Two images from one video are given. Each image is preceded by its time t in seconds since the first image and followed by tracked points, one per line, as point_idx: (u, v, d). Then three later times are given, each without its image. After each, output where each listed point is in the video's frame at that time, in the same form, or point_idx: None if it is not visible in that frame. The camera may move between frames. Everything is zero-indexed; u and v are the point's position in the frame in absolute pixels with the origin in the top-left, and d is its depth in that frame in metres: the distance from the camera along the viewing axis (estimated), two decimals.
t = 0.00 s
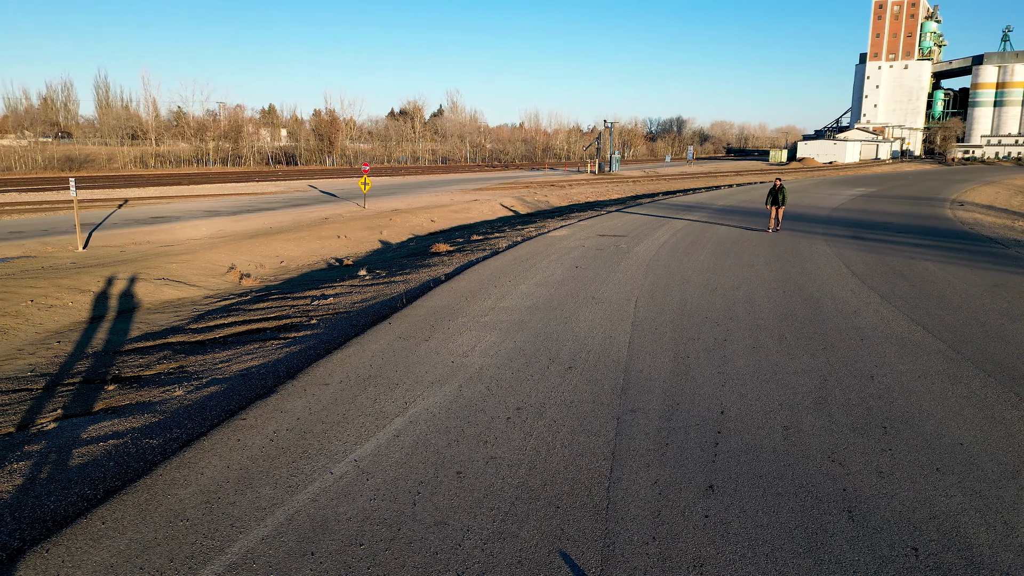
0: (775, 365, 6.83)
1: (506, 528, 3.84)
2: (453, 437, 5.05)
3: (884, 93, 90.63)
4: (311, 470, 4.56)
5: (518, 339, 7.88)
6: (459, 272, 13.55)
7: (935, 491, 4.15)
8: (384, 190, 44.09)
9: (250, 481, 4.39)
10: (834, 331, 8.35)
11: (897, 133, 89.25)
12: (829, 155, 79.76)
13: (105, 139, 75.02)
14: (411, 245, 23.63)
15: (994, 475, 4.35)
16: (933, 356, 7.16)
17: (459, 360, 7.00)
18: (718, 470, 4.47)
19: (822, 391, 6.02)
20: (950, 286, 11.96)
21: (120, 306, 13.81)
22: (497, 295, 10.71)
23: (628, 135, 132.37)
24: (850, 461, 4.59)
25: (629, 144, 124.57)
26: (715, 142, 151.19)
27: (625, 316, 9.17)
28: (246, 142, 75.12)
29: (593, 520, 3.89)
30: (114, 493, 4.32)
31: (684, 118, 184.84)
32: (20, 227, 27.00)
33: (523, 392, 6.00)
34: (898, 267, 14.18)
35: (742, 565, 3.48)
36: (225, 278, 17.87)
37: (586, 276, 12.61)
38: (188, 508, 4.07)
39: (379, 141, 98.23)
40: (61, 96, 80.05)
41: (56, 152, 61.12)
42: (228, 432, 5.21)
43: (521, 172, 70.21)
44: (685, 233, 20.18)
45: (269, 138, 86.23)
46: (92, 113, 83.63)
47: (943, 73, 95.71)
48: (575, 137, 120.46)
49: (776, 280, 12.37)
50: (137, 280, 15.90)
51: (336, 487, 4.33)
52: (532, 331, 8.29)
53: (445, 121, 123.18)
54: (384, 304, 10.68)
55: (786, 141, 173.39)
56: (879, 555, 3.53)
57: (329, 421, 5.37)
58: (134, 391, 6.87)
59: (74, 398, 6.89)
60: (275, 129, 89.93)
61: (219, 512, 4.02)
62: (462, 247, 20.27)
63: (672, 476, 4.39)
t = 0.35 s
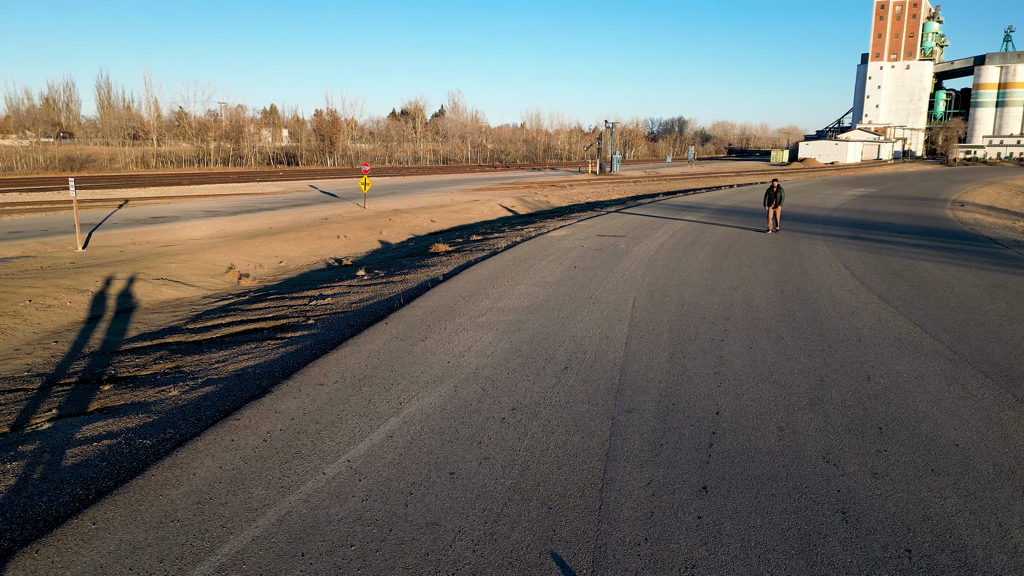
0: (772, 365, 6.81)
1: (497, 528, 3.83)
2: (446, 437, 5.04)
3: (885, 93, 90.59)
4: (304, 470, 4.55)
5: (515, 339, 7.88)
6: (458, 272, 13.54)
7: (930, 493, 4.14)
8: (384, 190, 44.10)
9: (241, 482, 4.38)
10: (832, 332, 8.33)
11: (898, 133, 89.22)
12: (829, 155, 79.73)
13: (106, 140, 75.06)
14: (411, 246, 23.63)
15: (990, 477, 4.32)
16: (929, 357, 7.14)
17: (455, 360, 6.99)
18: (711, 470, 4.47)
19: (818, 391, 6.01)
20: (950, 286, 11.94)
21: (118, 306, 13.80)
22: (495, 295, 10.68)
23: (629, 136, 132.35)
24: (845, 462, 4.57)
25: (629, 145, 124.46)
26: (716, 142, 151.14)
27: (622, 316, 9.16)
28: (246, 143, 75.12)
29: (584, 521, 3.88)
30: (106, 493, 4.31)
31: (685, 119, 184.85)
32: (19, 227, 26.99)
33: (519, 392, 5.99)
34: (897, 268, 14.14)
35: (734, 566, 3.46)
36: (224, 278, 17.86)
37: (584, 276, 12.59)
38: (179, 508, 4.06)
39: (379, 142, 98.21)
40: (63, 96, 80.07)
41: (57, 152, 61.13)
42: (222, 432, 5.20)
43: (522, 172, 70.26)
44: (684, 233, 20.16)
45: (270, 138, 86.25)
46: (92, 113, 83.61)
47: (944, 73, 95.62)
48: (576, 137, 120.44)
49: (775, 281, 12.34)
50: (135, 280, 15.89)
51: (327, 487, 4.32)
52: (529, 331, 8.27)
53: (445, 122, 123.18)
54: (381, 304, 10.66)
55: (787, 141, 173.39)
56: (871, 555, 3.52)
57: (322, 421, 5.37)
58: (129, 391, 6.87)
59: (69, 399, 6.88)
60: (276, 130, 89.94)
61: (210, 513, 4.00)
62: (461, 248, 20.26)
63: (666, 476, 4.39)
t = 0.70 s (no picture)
0: (772, 366, 6.79)
1: (493, 528, 3.81)
2: (444, 438, 5.03)
3: (886, 93, 90.54)
4: (301, 470, 4.55)
5: (514, 339, 7.86)
6: (457, 272, 13.52)
7: (929, 493, 4.12)
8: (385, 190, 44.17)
9: (237, 481, 4.37)
10: (832, 332, 8.31)
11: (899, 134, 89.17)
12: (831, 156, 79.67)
13: (107, 140, 75.10)
14: (411, 246, 23.63)
15: (990, 478, 4.31)
16: (929, 357, 7.13)
17: (453, 360, 6.98)
18: (710, 470, 4.45)
19: (818, 391, 5.99)
20: (950, 286, 11.92)
21: (118, 306, 13.80)
22: (495, 295, 10.66)
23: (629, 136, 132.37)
24: (844, 462, 4.55)
25: (630, 145, 124.43)
26: (717, 143, 151.09)
27: (622, 316, 9.15)
28: (247, 143, 75.17)
29: (582, 521, 3.86)
30: (102, 493, 4.30)
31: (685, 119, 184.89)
32: (20, 227, 26.98)
33: (518, 392, 5.99)
34: (897, 268, 14.13)
35: (732, 568, 3.44)
36: (224, 277, 17.85)
37: (584, 276, 12.57)
38: (175, 508, 4.05)
39: (380, 142, 98.24)
40: (64, 97, 80.11)
41: (57, 153, 61.14)
42: (220, 432, 5.20)
43: (522, 172, 70.33)
44: (685, 233, 20.13)
45: (271, 138, 86.28)
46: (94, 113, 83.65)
47: (945, 73, 95.59)
48: (576, 137, 120.46)
49: (775, 281, 12.33)
50: (135, 280, 15.88)
51: (324, 487, 4.31)
52: (528, 331, 8.27)
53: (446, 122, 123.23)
54: (381, 304, 10.64)
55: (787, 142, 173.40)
56: (869, 556, 3.50)
57: (319, 421, 5.35)
58: (127, 391, 6.85)
59: (68, 398, 6.87)
60: (277, 130, 89.94)
61: (206, 513, 3.99)
62: (461, 248, 20.25)
63: (665, 476, 4.37)
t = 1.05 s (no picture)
0: (772, 366, 6.78)
1: (492, 529, 3.80)
2: (444, 438, 5.01)
3: (886, 93, 90.53)
4: (300, 470, 4.54)
5: (514, 340, 7.85)
6: (457, 272, 13.52)
7: (931, 493, 4.11)
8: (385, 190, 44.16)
9: (237, 482, 4.36)
10: (832, 332, 8.30)
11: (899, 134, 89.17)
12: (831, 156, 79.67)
13: (107, 140, 75.07)
14: (411, 246, 23.62)
15: (992, 479, 4.29)
16: (930, 357, 7.11)
17: (454, 360, 6.97)
18: (711, 471, 4.44)
19: (818, 391, 5.98)
20: (950, 286, 11.92)
21: (117, 306, 13.78)
22: (495, 295, 10.65)
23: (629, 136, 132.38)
24: (845, 462, 4.54)
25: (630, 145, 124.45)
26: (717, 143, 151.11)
27: (622, 316, 9.13)
28: (247, 143, 75.13)
29: (582, 522, 3.84)
30: (102, 493, 4.29)
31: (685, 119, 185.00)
32: (20, 227, 26.96)
33: (519, 392, 5.98)
34: (898, 268, 14.11)
35: (734, 569, 3.42)
36: (224, 278, 17.83)
37: (584, 276, 12.55)
38: (175, 508, 4.04)
39: (380, 142, 98.24)
40: (64, 97, 80.08)
41: (58, 152, 61.11)
42: (219, 432, 5.18)
43: (522, 172, 70.31)
44: (685, 233, 20.11)
45: (271, 138, 86.22)
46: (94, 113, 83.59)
47: (945, 73, 95.58)
48: (576, 137, 120.47)
49: (775, 281, 12.31)
50: (134, 280, 15.86)
51: (324, 488, 4.30)
52: (528, 331, 8.26)
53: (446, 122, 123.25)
54: (381, 304, 10.63)
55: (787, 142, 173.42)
56: (871, 557, 3.49)
57: (319, 421, 5.34)
58: (126, 391, 6.84)
59: (67, 398, 6.86)
60: (277, 130, 89.89)
61: (206, 514, 3.97)
62: (461, 248, 20.24)
63: (666, 477, 4.36)
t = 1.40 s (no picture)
0: (771, 366, 6.79)
1: (493, 529, 3.80)
2: (443, 437, 5.02)
3: (884, 93, 90.69)
4: (299, 469, 4.54)
5: (514, 339, 7.84)
6: (456, 272, 13.51)
7: (931, 493, 4.12)
8: (383, 190, 44.14)
9: (236, 482, 4.36)
10: (832, 332, 8.30)
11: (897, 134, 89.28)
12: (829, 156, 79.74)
13: (105, 140, 74.95)
14: (409, 246, 23.61)
15: (992, 478, 4.30)
16: (929, 357, 7.11)
17: (452, 360, 6.96)
18: (711, 470, 4.45)
19: (818, 391, 5.98)
20: (950, 286, 11.91)
21: (116, 306, 13.76)
22: (494, 295, 10.63)
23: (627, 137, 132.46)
24: (845, 462, 4.54)
25: (628, 145, 124.52)
26: (715, 143, 151.18)
27: (621, 317, 9.12)
28: (246, 143, 75.04)
29: (581, 522, 3.84)
30: (100, 494, 4.27)
31: (683, 119, 185.28)
32: (18, 227, 26.90)
33: (518, 392, 5.99)
34: (896, 268, 14.11)
35: (735, 568, 3.42)
36: (222, 278, 17.80)
37: (582, 276, 12.55)
38: (174, 508, 4.04)
39: (379, 142, 98.15)
40: (62, 97, 79.96)
41: (56, 152, 60.94)
42: (219, 432, 5.18)
43: (520, 172, 70.31)
44: (683, 233, 20.10)
45: (269, 138, 86.13)
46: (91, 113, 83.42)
47: (944, 73, 95.70)
48: (575, 138, 120.50)
49: (774, 281, 12.31)
50: (133, 281, 15.83)
51: (323, 488, 4.29)
52: (527, 331, 8.25)
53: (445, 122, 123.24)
54: (380, 304, 10.61)
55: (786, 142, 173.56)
56: (872, 557, 3.49)
57: (318, 421, 5.33)
58: (124, 391, 6.82)
59: (65, 399, 6.85)
60: (276, 130, 89.78)
61: (204, 515, 3.96)
62: (460, 248, 20.24)
63: (666, 476, 4.38)
